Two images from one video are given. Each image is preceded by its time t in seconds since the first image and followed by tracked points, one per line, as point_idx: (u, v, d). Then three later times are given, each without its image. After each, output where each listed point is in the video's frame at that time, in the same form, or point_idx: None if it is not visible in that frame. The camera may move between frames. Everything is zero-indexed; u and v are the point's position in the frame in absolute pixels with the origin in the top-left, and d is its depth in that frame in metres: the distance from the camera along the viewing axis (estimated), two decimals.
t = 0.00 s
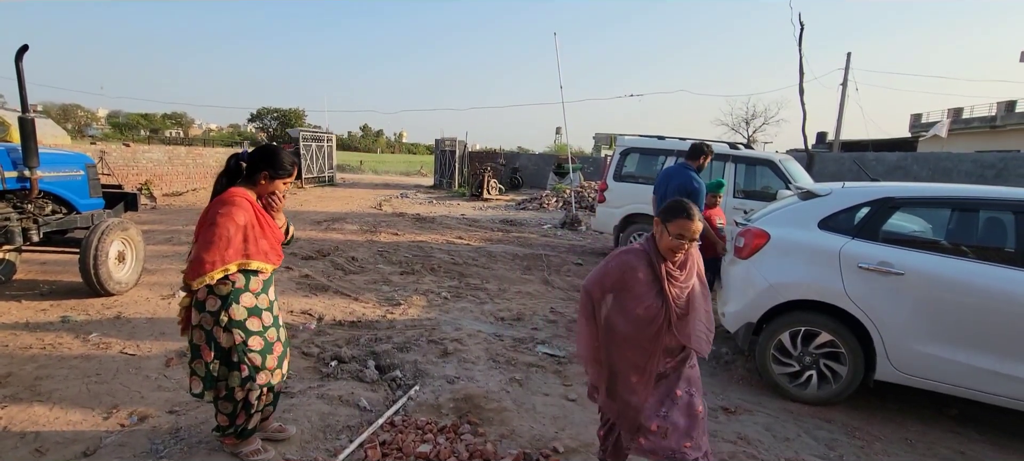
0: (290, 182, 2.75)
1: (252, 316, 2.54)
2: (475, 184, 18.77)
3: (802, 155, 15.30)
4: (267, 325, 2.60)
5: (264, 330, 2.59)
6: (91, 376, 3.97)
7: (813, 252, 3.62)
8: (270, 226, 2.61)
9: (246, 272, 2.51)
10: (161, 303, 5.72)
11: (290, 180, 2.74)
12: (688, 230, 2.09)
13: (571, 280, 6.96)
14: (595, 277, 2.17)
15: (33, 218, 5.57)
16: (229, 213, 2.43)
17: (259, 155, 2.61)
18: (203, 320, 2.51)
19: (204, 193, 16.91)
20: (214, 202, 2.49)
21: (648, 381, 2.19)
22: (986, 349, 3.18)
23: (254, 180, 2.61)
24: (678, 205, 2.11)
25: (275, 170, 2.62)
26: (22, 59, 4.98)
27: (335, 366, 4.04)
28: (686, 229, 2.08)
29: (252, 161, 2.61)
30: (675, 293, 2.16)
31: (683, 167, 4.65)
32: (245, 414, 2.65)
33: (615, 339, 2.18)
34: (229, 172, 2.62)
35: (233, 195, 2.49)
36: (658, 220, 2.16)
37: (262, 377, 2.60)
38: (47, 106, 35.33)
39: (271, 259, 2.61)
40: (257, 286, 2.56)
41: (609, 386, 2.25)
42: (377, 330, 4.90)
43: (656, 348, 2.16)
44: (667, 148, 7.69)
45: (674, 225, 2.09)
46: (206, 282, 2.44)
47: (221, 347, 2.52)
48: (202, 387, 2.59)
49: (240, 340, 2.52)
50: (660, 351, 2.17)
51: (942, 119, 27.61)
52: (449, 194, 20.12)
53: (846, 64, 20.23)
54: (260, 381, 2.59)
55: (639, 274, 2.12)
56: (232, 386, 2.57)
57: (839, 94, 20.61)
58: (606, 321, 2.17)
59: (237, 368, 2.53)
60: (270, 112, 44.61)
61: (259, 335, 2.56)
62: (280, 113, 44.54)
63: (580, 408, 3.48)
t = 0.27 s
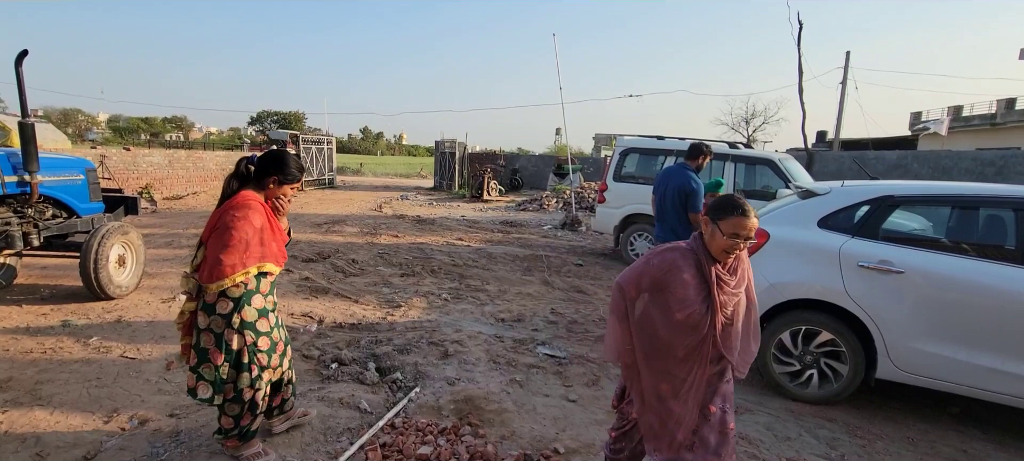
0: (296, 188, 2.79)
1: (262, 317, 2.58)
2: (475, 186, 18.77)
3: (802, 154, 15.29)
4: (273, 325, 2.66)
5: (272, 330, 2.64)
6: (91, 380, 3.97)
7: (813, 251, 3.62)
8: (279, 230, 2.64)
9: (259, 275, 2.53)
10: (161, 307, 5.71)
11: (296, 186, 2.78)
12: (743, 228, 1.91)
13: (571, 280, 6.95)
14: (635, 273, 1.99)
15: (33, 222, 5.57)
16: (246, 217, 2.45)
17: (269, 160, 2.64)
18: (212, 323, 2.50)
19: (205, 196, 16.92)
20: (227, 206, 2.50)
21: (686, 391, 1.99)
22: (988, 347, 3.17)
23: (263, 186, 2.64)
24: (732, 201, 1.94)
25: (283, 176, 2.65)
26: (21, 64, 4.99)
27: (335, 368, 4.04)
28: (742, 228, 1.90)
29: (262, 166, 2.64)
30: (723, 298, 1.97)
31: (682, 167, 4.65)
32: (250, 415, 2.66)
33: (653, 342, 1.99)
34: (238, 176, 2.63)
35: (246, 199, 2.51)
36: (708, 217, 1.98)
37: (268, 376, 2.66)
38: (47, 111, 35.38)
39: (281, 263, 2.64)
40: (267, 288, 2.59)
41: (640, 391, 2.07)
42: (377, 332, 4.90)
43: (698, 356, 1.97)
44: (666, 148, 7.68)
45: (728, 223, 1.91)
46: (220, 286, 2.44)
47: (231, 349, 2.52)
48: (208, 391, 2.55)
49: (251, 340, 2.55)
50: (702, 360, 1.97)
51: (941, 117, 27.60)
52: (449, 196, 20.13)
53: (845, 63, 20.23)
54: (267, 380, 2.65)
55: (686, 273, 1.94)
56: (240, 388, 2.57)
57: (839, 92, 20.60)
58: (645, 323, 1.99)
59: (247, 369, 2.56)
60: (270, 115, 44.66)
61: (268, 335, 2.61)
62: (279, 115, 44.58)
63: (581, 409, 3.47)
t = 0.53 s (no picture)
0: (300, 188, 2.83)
1: (274, 315, 2.62)
2: (474, 187, 18.76)
3: (801, 153, 15.27)
4: (283, 323, 2.71)
5: (282, 329, 2.69)
6: (88, 383, 3.96)
7: (811, 251, 3.61)
8: (287, 229, 2.69)
9: (270, 273, 2.58)
10: (159, 309, 5.70)
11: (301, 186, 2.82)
12: (770, 224, 1.72)
13: (570, 281, 6.93)
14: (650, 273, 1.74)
15: (31, 226, 5.56)
16: (256, 217, 2.49)
17: (275, 161, 2.69)
18: (226, 321, 2.51)
19: (204, 199, 16.91)
20: (237, 207, 2.54)
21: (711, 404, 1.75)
22: (989, 346, 3.15)
23: (269, 186, 2.68)
24: (756, 196, 1.75)
25: (288, 177, 2.69)
26: (18, 68, 4.98)
27: (333, 371, 4.02)
28: (768, 224, 1.71)
29: (267, 168, 2.67)
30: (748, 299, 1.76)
31: (679, 166, 4.63)
32: (254, 413, 2.67)
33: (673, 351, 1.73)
34: (245, 178, 2.67)
35: (255, 200, 2.55)
36: (730, 213, 1.78)
37: (274, 373, 2.71)
38: (46, 114, 35.38)
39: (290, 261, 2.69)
40: (279, 286, 2.64)
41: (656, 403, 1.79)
42: (375, 334, 4.88)
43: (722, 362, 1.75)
44: (664, 147, 7.67)
45: (752, 217, 1.72)
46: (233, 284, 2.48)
47: (244, 347, 2.54)
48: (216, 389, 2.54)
49: (264, 338, 2.60)
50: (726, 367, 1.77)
51: (940, 115, 27.60)
52: (448, 197, 20.12)
53: (843, 62, 20.24)
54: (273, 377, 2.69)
55: (709, 273, 1.70)
56: (248, 385, 2.60)
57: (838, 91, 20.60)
58: (664, 329, 1.73)
59: (258, 366, 2.60)
60: (269, 117, 44.67)
61: (279, 334, 2.66)
62: (278, 118, 44.57)
63: (579, 410, 3.46)
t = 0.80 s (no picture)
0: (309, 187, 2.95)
1: (293, 309, 2.79)
2: (472, 188, 18.75)
3: (799, 153, 15.28)
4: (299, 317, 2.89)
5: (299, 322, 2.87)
6: (85, 386, 3.94)
7: (809, 250, 3.61)
8: (300, 225, 2.82)
9: (285, 267, 2.72)
10: (156, 311, 5.68)
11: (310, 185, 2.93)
12: (788, 222, 1.62)
13: (569, 282, 6.92)
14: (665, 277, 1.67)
15: (28, 228, 5.54)
16: (272, 214, 2.63)
17: (286, 161, 2.82)
18: (248, 317, 2.64)
19: (202, 200, 16.87)
20: (253, 206, 2.67)
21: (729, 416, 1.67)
22: (988, 345, 3.14)
23: (281, 185, 2.80)
24: (771, 193, 1.67)
25: (298, 176, 2.79)
26: (15, 70, 4.97)
27: (330, 372, 4.01)
28: (786, 222, 1.62)
29: (279, 167, 2.79)
30: (772, 306, 1.65)
31: (677, 167, 4.63)
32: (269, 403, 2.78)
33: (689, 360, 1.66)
34: (259, 179, 2.81)
35: (269, 199, 2.69)
36: (746, 213, 1.70)
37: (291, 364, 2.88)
38: (45, 116, 35.33)
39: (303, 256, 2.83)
40: (295, 281, 2.79)
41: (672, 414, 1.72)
42: (373, 335, 4.87)
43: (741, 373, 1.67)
44: (663, 148, 7.67)
45: (769, 216, 1.63)
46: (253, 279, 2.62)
47: (266, 341, 2.69)
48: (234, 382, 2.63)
49: (285, 331, 2.77)
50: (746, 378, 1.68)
51: (938, 115, 27.64)
52: (447, 198, 20.11)
53: (841, 62, 20.27)
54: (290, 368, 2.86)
55: (727, 277, 1.62)
56: (269, 376, 2.75)
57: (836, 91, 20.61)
58: (679, 336, 1.65)
59: (279, 358, 2.75)
60: (268, 119, 44.64)
61: (297, 328, 2.83)
62: (277, 119, 44.54)
63: (577, 410, 3.45)
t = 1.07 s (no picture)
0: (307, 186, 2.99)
1: (301, 302, 2.82)
2: (467, 188, 18.71)
3: (792, 153, 15.33)
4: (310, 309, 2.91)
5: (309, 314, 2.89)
6: (73, 389, 3.89)
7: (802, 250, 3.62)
8: (299, 223, 2.86)
9: (287, 264, 2.75)
10: (147, 313, 5.62)
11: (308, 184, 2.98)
12: (798, 220, 1.56)
13: (563, 282, 6.90)
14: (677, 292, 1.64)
15: (16, 229, 5.47)
16: (273, 210, 2.67)
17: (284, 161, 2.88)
18: (258, 315, 2.69)
19: (194, 202, 16.75)
20: (252, 204, 2.71)
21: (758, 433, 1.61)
22: (980, 342, 3.15)
23: (279, 184, 2.83)
24: (777, 190, 1.61)
25: (297, 175, 2.84)
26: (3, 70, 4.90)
27: (323, 374, 3.98)
28: (796, 220, 1.55)
29: (277, 167, 2.83)
30: (797, 315, 1.57)
31: (670, 167, 4.62)
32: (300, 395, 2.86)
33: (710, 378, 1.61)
34: (257, 179, 2.86)
35: (270, 198, 2.72)
36: (754, 215, 1.64)
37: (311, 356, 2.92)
38: (35, 117, 35.02)
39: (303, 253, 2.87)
40: (298, 277, 2.82)
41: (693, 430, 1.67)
42: (367, 337, 4.84)
43: (769, 389, 1.60)
44: (657, 148, 7.68)
45: (777, 215, 1.57)
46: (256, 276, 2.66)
47: (280, 336, 2.73)
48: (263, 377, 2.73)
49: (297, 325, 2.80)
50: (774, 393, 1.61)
51: (929, 115, 27.84)
52: (441, 199, 20.06)
53: (834, 63, 20.38)
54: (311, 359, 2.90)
55: (743, 289, 1.56)
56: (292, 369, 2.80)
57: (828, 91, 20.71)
58: (694, 351, 1.62)
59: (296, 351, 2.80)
60: (261, 119, 44.43)
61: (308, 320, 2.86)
62: (270, 120, 44.32)
63: (571, 411, 3.43)
